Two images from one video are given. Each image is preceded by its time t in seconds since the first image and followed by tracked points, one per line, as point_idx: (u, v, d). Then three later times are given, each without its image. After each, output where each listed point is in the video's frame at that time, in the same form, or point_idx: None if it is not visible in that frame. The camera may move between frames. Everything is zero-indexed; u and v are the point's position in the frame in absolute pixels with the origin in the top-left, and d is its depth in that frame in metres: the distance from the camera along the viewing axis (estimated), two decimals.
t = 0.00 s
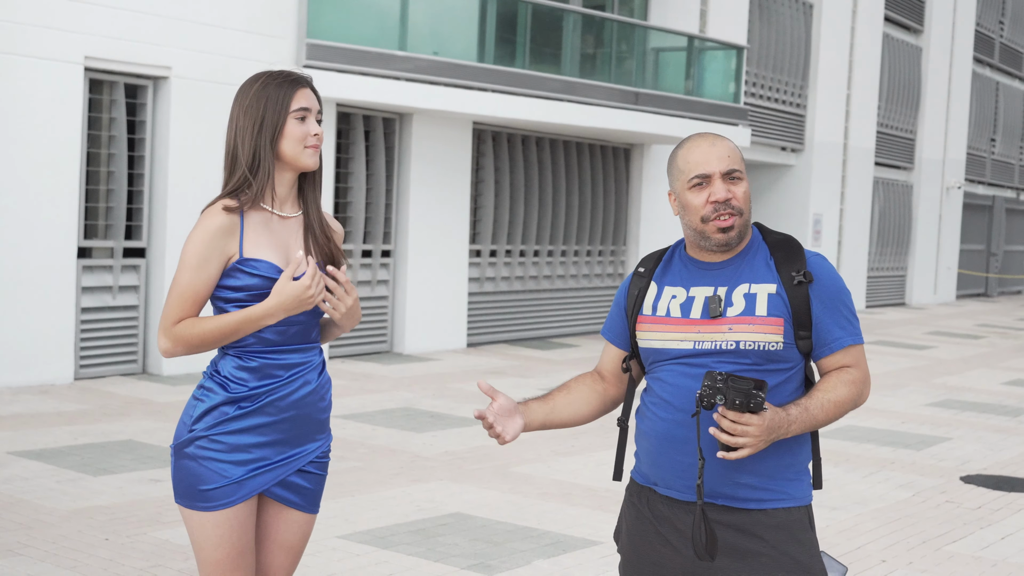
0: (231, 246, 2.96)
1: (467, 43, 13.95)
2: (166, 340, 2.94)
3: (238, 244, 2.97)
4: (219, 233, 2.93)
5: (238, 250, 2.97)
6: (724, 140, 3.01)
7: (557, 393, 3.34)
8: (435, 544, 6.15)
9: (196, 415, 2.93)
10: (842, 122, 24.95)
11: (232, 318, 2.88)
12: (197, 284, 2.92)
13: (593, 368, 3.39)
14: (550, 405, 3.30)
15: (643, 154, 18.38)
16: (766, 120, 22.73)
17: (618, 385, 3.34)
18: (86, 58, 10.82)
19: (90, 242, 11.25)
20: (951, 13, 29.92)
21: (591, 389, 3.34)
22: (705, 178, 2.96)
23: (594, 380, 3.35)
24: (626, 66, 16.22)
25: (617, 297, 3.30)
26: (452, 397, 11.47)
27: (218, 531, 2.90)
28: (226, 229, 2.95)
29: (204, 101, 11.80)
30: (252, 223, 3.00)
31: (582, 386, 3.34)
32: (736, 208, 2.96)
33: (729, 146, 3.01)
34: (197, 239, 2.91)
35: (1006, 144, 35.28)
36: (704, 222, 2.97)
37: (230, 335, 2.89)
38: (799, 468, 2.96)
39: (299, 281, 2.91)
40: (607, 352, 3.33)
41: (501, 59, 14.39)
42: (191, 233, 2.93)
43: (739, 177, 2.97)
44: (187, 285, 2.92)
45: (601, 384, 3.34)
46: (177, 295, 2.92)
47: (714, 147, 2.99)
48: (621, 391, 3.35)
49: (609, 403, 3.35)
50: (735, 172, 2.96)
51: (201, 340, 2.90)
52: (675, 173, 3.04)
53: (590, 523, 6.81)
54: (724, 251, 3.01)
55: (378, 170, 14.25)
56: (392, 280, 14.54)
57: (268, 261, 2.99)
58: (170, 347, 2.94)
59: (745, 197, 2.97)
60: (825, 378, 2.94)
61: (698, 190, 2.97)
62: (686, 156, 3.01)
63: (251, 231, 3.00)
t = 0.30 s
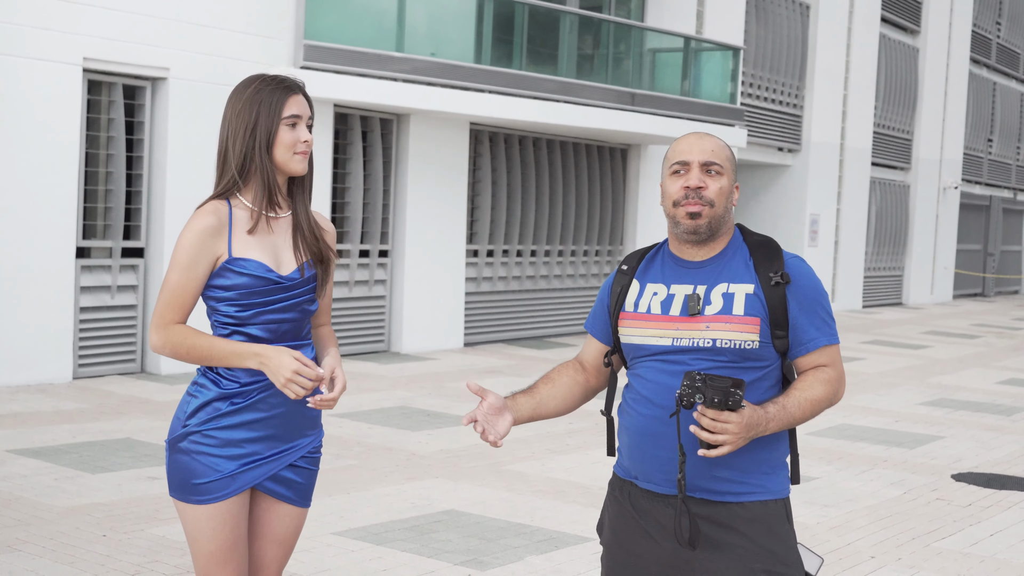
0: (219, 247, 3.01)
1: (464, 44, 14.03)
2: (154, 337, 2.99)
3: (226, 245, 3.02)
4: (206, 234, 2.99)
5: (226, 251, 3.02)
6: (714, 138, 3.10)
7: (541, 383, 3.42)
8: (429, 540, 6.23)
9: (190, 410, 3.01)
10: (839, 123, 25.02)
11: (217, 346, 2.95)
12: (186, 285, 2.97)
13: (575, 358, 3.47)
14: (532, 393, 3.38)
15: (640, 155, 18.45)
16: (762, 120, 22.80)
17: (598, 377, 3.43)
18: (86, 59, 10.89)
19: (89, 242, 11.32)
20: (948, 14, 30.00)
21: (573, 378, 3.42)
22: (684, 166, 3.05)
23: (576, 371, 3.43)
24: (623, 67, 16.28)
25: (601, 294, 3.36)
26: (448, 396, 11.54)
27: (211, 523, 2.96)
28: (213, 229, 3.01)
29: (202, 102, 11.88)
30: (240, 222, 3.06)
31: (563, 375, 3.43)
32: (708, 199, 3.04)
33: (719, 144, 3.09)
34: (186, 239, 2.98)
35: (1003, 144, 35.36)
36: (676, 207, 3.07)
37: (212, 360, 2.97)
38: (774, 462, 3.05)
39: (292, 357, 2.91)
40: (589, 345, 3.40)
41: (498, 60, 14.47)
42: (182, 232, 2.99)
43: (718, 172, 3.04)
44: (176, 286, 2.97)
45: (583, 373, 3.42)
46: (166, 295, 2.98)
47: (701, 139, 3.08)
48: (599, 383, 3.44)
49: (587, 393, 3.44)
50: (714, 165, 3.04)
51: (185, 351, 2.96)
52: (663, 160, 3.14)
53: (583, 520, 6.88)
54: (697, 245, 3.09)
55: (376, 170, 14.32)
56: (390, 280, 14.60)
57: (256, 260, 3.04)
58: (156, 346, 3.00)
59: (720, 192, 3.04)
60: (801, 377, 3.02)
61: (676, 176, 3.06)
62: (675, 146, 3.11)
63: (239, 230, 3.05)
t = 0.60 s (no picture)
0: (217, 243, 3.08)
1: (462, 44, 14.10)
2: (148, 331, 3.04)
3: (223, 240, 3.09)
4: (202, 230, 3.05)
5: (224, 246, 3.09)
6: (684, 142, 3.14)
7: (533, 375, 3.50)
8: (425, 535, 6.30)
9: (189, 403, 3.08)
10: (836, 123, 25.10)
11: (209, 349, 3.02)
12: (183, 279, 3.04)
13: (568, 355, 3.54)
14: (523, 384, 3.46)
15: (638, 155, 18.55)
16: (760, 120, 22.87)
17: (589, 371, 3.49)
18: (86, 59, 10.96)
19: (89, 241, 11.38)
20: (945, 14, 30.07)
21: (564, 372, 3.50)
22: (660, 179, 3.10)
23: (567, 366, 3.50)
24: (621, 67, 16.35)
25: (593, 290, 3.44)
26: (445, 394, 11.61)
27: (209, 513, 3.03)
28: (210, 226, 3.07)
29: (202, 102, 11.95)
30: (237, 218, 3.12)
31: (555, 368, 3.51)
32: (689, 208, 3.11)
33: (690, 146, 3.14)
34: (183, 235, 3.04)
35: (1001, 145, 35.44)
36: (661, 220, 3.13)
37: (201, 362, 3.03)
38: (758, 453, 3.12)
39: (283, 379, 3.00)
40: (581, 340, 3.48)
41: (496, 61, 14.54)
42: (179, 229, 3.06)
43: (694, 177, 3.10)
44: (172, 281, 3.04)
45: (574, 367, 3.50)
46: (164, 289, 3.05)
47: (670, 147, 3.12)
48: (591, 377, 3.50)
49: (580, 386, 3.50)
50: (690, 172, 3.09)
51: (178, 350, 3.02)
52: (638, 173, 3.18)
53: (578, 516, 6.95)
54: (686, 248, 3.17)
55: (374, 170, 14.38)
56: (388, 279, 14.67)
57: (252, 256, 3.11)
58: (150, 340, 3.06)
59: (699, 197, 3.11)
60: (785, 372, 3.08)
61: (655, 190, 3.12)
62: (647, 156, 3.15)
63: (235, 228, 3.11)
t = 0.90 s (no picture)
0: (222, 244, 3.14)
1: (462, 46, 14.16)
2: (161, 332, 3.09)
3: (229, 241, 3.15)
4: (209, 232, 3.11)
5: (229, 247, 3.15)
6: (680, 147, 3.20)
7: (534, 376, 3.56)
8: (426, 532, 6.36)
9: (197, 400, 3.15)
10: (835, 124, 25.17)
11: (222, 347, 3.09)
12: (192, 282, 3.10)
13: (568, 356, 3.61)
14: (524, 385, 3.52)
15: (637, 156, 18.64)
16: (758, 121, 22.94)
17: (588, 372, 3.57)
18: (88, 61, 11.03)
19: (91, 242, 11.44)
20: (944, 15, 30.12)
21: (564, 373, 3.57)
22: (655, 183, 3.16)
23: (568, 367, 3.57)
24: (621, 68, 16.41)
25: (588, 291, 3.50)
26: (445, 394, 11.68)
27: (217, 509, 3.09)
28: (215, 228, 3.13)
29: (203, 103, 12.02)
30: (242, 220, 3.18)
31: (556, 369, 3.58)
32: (684, 212, 3.16)
33: (686, 152, 3.20)
34: (189, 238, 3.10)
35: (999, 145, 35.50)
36: (655, 223, 3.19)
37: (213, 361, 3.10)
38: (753, 449, 3.20)
39: (296, 372, 3.07)
40: (579, 341, 3.55)
41: (495, 62, 14.60)
42: (185, 232, 3.11)
43: (689, 182, 3.16)
44: (182, 283, 3.09)
45: (574, 368, 3.57)
46: (174, 291, 3.09)
47: (667, 152, 3.18)
48: (588, 378, 3.58)
49: (579, 386, 3.57)
50: (685, 177, 3.15)
51: (191, 349, 3.08)
52: (634, 176, 3.24)
53: (576, 514, 7.02)
54: (679, 251, 3.23)
55: (374, 171, 14.44)
56: (388, 279, 14.74)
57: (257, 256, 3.17)
58: (163, 342, 3.11)
59: (695, 203, 3.17)
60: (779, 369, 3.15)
61: (650, 194, 3.17)
62: (642, 159, 3.20)
63: (241, 229, 3.18)
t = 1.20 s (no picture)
0: (237, 242, 3.21)
1: (463, 47, 14.24)
2: (185, 333, 3.15)
3: (244, 240, 3.23)
4: (224, 231, 3.18)
5: (243, 245, 3.22)
6: (702, 146, 3.28)
7: (553, 375, 3.61)
8: (430, 529, 6.44)
9: (211, 397, 3.22)
10: (834, 125, 25.26)
11: (245, 344, 3.16)
12: (211, 282, 3.17)
13: (576, 347, 3.66)
14: (550, 389, 3.57)
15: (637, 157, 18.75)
16: (758, 122, 23.02)
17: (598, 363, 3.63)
18: (92, 62, 11.11)
19: (95, 242, 11.52)
20: (943, 16, 30.21)
21: (579, 367, 3.62)
22: (676, 178, 3.23)
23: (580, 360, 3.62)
24: (621, 69, 16.49)
25: (600, 286, 3.56)
26: (447, 393, 11.76)
27: (231, 502, 3.17)
28: (229, 226, 3.20)
29: (208, 104, 12.11)
30: (255, 220, 3.26)
31: (569, 362, 3.63)
32: (701, 209, 3.24)
33: (707, 151, 3.27)
34: (206, 238, 3.17)
35: (998, 146, 35.57)
36: (672, 218, 3.26)
37: (235, 359, 3.17)
38: (765, 445, 3.28)
39: (323, 360, 3.18)
40: (589, 332, 3.62)
41: (496, 63, 14.67)
42: (201, 232, 3.18)
43: (709, 180, 3.23)
44: (202, 283, 3.16)
45: (586, 361, 3.62)
46: (195, 290, 3.16)
47: (691, 149, 3.25)
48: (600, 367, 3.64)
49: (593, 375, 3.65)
50: (705, 175, 3.22)
51: (217, 348, 3.14)
52: (655, 170, 3.31)
53: (579, 511, 7.10)
54: (695, 249, 3.30)
55: (376, 171, 14.53)
56: (390, 279, 14.82)
57: (270, 256, 3.24)
58: (188, 342, 3.17)
59: (713, 200, 3.24)
60: (792, 366, 3.25)
61: (670, 188, 3.25)
62: (665, 155, 3.28)
63: (255, 229, 3.25)
